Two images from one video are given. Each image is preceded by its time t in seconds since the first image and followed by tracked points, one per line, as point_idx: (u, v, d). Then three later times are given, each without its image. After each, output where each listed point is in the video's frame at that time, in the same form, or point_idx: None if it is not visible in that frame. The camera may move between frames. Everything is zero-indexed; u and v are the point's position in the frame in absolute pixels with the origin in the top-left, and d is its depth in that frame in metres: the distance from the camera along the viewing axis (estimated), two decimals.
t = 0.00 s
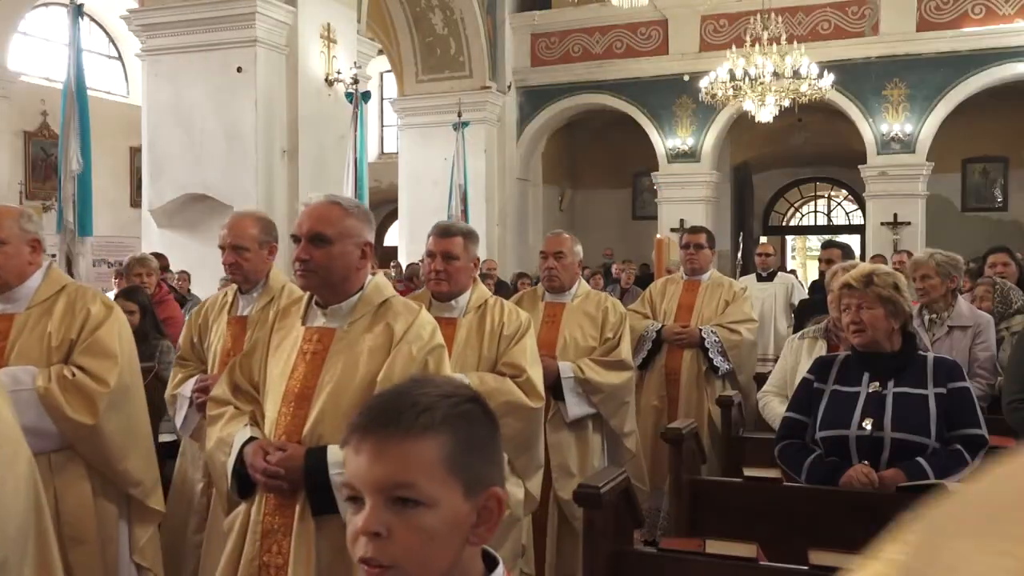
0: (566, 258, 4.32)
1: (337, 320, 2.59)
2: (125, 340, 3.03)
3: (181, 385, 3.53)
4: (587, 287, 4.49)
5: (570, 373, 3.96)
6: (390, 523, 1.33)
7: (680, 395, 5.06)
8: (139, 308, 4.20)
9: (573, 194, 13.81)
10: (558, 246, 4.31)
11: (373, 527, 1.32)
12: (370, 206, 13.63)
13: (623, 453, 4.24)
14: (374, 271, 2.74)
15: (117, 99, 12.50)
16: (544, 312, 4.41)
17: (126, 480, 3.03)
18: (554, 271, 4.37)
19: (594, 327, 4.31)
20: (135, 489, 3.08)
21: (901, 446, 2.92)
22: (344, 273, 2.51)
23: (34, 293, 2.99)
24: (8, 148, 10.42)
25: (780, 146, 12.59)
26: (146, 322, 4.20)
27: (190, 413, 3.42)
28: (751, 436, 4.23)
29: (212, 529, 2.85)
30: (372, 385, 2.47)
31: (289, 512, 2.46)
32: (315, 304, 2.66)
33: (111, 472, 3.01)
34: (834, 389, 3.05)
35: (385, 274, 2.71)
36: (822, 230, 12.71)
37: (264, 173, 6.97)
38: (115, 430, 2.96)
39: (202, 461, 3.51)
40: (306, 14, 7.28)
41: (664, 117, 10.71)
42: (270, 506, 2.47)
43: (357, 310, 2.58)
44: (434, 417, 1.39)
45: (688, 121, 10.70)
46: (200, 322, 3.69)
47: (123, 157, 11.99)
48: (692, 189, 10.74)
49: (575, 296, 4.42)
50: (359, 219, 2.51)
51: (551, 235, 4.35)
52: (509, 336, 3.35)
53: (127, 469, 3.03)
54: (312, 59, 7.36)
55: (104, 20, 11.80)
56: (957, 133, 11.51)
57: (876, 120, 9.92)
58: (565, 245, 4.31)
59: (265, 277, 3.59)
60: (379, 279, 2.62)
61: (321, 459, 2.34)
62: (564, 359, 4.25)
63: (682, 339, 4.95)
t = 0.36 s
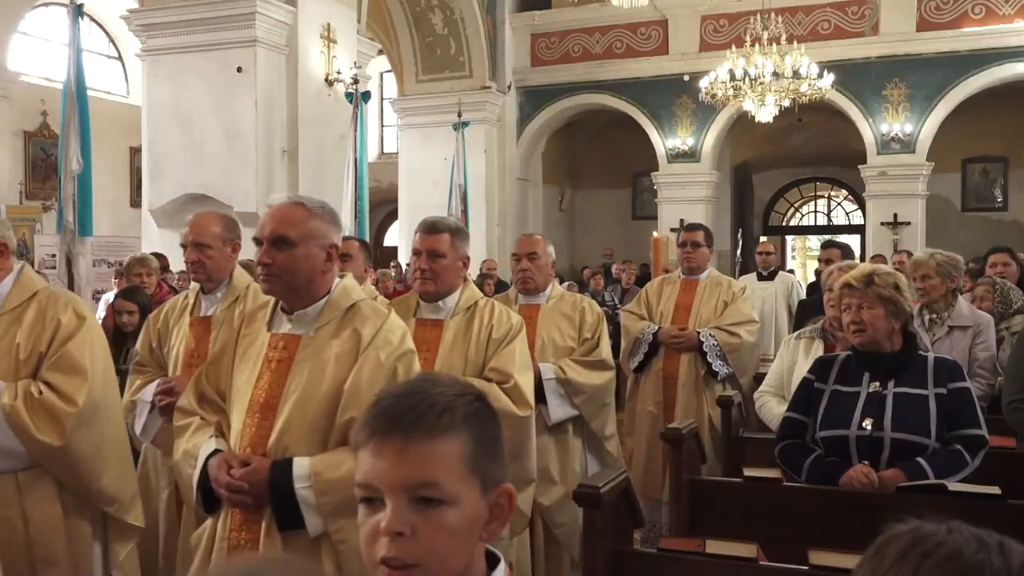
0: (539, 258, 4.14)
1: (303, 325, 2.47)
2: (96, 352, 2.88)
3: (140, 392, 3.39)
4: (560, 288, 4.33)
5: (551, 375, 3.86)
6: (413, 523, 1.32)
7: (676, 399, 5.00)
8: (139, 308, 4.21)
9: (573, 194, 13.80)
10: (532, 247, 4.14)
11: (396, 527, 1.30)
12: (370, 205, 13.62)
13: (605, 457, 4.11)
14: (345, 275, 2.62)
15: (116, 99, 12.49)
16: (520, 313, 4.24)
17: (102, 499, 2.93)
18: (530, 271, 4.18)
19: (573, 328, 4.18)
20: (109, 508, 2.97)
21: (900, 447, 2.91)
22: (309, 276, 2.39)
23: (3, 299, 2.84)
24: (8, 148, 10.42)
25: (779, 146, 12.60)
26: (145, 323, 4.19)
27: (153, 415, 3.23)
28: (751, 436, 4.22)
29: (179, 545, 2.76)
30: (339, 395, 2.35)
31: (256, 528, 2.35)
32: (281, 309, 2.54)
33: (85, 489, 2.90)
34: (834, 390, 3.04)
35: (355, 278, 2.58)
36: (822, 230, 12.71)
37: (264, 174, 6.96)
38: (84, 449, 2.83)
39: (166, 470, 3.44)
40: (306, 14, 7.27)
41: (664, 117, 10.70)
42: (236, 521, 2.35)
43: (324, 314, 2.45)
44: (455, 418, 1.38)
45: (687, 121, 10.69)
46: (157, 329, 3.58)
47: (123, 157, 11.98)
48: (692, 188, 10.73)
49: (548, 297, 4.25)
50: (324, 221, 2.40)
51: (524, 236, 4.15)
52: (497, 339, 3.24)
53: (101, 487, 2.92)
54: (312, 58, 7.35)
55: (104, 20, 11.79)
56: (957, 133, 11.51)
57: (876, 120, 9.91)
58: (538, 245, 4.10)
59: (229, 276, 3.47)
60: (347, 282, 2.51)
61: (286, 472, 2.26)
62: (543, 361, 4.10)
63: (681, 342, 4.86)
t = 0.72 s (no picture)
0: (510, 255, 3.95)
1: (237, 324, 2.47)
2: (63, 359, 2.58)
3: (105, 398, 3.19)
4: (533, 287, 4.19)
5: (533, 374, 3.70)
6: (444, 518, 1.32)
7: (665, 409, 4.91)
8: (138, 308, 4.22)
9: (573, 195, 13.80)
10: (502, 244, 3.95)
11: (429, 521, 1.30)
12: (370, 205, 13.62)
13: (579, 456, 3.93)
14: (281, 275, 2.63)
15: (116, 99, 12.49)
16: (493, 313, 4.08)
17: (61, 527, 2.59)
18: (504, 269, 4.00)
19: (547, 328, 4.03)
20: (74, 533, 2.63)
21: (900, 447, 2.92)
22: (245, 272, 2.40)
23: None
24: (7, 148, 10.41)
25: (779, 146, 12.63)
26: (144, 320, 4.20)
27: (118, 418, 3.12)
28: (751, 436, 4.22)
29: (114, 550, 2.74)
30: (272, 394, 2.34)
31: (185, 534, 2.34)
32: (215, 309, 2.53)
33: (41, 517, 2.56)
34: (834, 390, 3.05)
35: (292, 277, 2.59)
36: (823, 230, 12.72)
37: (265, 174, 6.97)
38: (39, 474, 2.51)
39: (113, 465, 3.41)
40: (306, 14, 7.28)
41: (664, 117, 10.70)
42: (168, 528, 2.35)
43: (259, 312, 2.45)
44: (485, 417, 1.39)
45: (687, 121, 10.70)
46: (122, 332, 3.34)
47: (123, 157, 11.97)
48: (693, 188, 10.74)
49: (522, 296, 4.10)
50: (261, 218, 2.42)
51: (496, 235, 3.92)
52: (491, 342, 3.23)
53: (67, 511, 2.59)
54: (312, 59, 7.36)
55: (104, 20, 11.78)
56: (957, 132, 11.52)
57: (876, 120, 9.91)
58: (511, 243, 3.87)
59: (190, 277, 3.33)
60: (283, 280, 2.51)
61: (217, 474, 2.23)
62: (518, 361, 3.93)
63: (666, 349, 4.77)
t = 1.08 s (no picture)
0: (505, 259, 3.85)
1: (183, 324, 2.44)
2: (29, 365, 2.63)
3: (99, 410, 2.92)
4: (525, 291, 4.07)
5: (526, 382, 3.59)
6: (429, 527, 1.32)
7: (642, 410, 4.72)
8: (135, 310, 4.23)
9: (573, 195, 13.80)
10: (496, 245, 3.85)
11: (413, 530, 1.30)
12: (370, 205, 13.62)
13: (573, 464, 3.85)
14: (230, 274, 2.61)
15: (117, 98, 12.48)
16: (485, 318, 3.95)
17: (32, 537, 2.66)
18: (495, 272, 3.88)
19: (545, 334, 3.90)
20: (45, 544, 2.70)
21: (900, 448, 2.91)
22: (189, 268, 2.38)
23: None
24: (7, 147, 10.42)
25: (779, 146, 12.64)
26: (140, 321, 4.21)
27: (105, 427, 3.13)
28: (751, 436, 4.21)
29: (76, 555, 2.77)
30: (217, 392, 2.32)
31: (133, 541, 2.35)
32: (162, 309, 2.51)
33: (9, 528, 2.64)
34: (834, 390, 3.05)
35: (241, 275, 2.57)
36: (823, 230, 12.72)
37: (264, 175, 6.96)
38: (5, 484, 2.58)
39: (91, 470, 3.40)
40: (306, 14, 7.28)
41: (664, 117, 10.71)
42: (114, 534, 2.35)
43: (205, 310, 2.43)
44: (468, 422, 1.39)
45: (687, 121, 10.69)
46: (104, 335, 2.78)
47: (123, 157, 11.98)
48: (693, 188, 10.73)
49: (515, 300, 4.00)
50: (207, 214, 2.40)
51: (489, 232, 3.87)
52: (476, 347, 3.11)
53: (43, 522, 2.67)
54: (312, 59, 7.37)
55: (104, 19, 11.78)
56: (957, 132, 11.52)
57: (876, 120, 9.91)
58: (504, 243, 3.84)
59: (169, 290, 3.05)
60: (232, 278, 2.49)
61: (161, 477, 2.20)
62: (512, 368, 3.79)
63: (642, 347, 4.56)
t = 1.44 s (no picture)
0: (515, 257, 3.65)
1: (142, 328, 2.32)
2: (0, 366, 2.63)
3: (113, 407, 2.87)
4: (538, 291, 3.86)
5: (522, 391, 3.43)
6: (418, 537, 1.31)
7: (626, 416, 4.49)
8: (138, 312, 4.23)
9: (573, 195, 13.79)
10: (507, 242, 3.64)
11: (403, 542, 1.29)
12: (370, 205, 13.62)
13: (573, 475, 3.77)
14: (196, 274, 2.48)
15: (117, 99, 12.49)
16: (491, 320, 3.76)
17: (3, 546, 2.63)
18: (507, 273, 3.68)
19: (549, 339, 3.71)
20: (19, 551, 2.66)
21: (900, 449, 2.92)
22: (147, 271, 2.25)
23: None
24: (7, 147, 10.42)
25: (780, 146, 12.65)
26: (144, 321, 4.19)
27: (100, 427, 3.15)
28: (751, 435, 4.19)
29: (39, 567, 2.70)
30: (174, 400, 2.22)
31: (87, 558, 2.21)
32: (121, 313, 2.39)
33: None
34: (834, 391, 3.04)
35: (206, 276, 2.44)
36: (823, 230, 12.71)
37: (264, 175, 6.96)
38: None
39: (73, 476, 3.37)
40: (306, 14, 7.27)
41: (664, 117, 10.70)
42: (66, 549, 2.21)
43: (164, 314, 2.30)
44: (454, 429, 1.39)
45: (687, 121, 10.69)
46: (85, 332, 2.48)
47: (123, 157, 11.98)
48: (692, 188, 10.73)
49: (525, 302, 3.77)
50: (168, 213, 2.27)
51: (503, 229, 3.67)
52: (440, 350, 2.95)
53: (15, 526, 2.63)
54: (312, 58, 7.35)
55: (104, 19, 11.79)
56: (957, 133, 11.52)
57: (876, 120, 9.91)
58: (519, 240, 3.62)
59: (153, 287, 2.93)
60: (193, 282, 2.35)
61: (114, 491, 2.09)
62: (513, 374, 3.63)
63: (628, 352, 4.31)
